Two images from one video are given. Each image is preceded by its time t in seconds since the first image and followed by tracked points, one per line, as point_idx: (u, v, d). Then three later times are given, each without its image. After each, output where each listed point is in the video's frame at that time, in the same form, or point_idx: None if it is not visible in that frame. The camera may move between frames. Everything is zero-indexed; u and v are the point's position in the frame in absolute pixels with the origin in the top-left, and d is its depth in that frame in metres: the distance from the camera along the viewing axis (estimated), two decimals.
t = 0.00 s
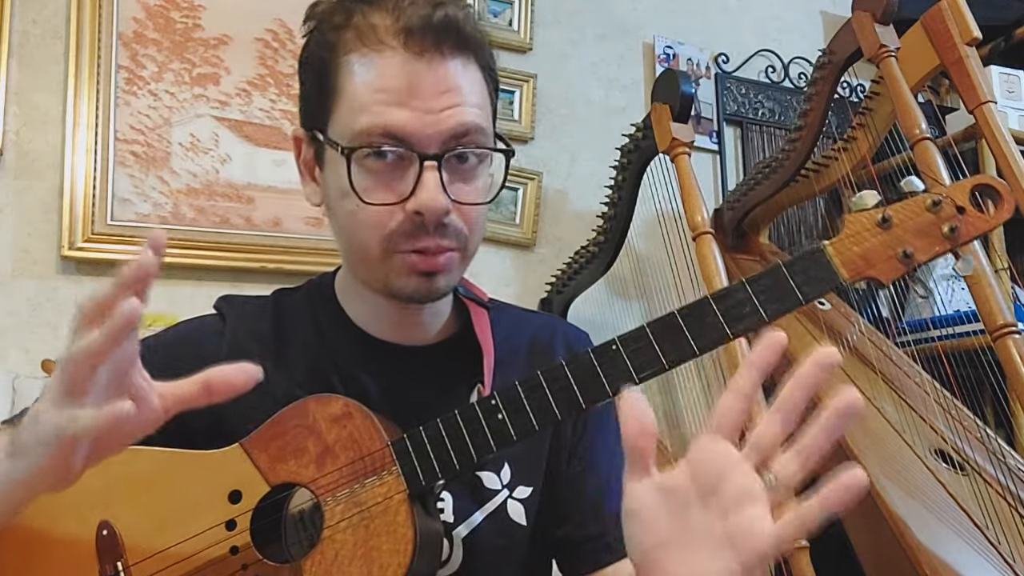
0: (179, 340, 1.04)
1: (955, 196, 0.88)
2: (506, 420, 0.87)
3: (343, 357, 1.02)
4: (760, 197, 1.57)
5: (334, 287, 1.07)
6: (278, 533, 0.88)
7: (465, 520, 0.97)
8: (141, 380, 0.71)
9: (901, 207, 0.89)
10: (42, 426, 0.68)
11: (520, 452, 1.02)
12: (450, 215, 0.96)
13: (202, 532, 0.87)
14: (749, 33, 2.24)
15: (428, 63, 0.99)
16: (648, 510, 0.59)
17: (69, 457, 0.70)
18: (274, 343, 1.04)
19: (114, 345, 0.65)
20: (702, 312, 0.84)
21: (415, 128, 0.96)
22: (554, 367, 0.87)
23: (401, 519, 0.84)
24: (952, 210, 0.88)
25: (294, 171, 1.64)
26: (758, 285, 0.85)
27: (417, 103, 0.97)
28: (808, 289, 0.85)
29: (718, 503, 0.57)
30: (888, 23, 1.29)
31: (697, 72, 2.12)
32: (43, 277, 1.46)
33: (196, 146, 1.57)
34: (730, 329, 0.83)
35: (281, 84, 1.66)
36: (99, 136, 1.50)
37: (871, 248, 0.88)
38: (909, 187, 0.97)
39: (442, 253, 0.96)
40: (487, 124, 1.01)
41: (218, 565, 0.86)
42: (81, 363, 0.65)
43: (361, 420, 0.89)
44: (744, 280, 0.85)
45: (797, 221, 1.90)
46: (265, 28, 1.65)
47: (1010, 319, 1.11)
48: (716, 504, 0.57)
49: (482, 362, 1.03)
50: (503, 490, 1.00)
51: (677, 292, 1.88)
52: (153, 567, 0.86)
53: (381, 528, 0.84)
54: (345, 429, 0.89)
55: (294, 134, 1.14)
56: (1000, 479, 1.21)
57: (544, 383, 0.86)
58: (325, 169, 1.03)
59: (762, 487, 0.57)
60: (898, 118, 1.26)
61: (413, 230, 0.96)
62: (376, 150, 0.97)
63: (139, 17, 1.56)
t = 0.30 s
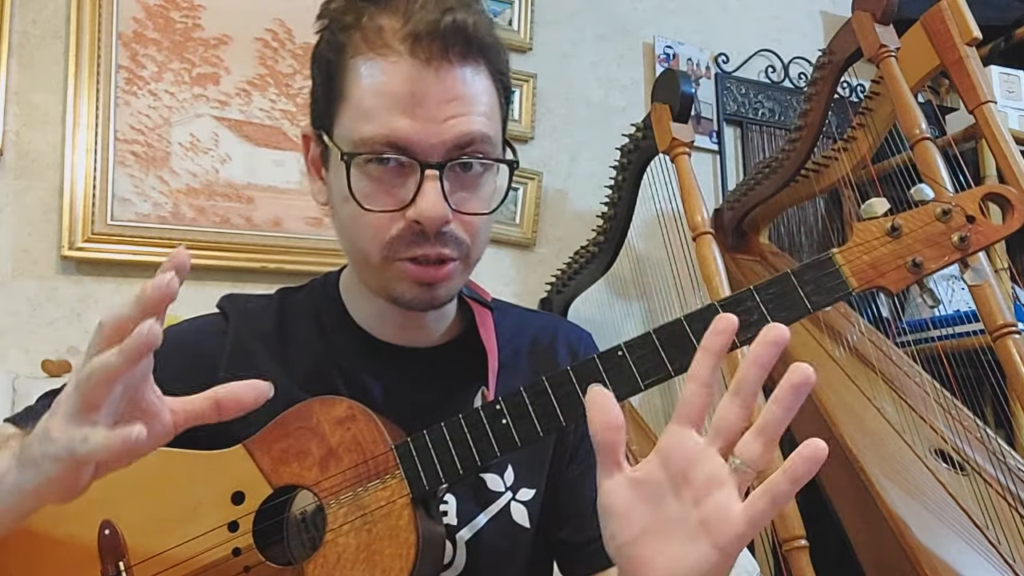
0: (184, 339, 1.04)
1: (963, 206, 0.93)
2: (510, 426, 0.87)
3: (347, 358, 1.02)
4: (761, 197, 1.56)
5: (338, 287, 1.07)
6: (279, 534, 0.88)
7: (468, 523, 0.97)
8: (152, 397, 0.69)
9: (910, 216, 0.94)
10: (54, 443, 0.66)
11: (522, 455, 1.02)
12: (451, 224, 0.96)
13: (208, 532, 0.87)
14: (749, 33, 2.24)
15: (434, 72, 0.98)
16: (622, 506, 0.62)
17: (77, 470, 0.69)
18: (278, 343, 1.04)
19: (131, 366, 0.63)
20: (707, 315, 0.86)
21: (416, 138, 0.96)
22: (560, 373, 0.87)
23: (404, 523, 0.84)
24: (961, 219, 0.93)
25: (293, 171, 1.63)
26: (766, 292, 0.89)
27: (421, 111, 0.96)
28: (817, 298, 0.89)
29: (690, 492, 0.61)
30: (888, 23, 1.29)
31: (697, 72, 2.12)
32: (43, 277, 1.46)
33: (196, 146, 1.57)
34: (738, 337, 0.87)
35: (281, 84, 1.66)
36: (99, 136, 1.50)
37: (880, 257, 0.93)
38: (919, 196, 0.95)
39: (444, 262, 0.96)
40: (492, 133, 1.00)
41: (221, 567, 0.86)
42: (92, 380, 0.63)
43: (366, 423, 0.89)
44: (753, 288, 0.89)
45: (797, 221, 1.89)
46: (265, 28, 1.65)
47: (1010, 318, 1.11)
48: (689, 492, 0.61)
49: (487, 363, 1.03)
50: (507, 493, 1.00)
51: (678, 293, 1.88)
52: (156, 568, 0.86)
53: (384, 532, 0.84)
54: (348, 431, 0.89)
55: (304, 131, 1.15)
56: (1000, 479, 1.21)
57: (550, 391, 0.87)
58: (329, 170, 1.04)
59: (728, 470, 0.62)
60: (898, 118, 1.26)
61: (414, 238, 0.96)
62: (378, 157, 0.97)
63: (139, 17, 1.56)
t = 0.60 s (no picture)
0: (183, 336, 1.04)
1: (966, 206, 0.93)
2: (511, 427, 0.88)
3: (349, 358, 1.01)
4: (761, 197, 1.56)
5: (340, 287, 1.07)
6: (280, 534, 0.87)
7: (466, 523, 0.97)
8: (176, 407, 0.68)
9: (911, 216, 0.94)
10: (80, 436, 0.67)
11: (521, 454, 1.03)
12: (450, 214, 0.96)
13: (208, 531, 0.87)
14: (749, 33, 2.24)
15: (442, 63, 0.99)
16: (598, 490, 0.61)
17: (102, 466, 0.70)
18: (278, 342, 1.04)
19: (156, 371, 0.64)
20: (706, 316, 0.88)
21: (422, 127, 0.96)
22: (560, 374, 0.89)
23: (404, 524, 0.84)
24: (963, 220, 0.93)
25: (293, 171, 1.63)
26: (766, 292, 0.90)
27: (425, 102, 0.97)
28: (818, 299, 0.91)
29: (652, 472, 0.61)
30: (888, 23, 1.29)
31: (697, 73, 2.12)
32: (43, 277, 1.46)
33: (196, 146, 1.57)
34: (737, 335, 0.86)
35: (281, 84, 1.66)
36: (99, 136, 1.50)
37: (880, 258, 0.93)
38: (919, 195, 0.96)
39: (443, 253, 0.96)
40: (497, 131, 1.01)
41: (221, 567, 0.86)
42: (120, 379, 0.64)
43: (366, 423, 0.90)
44: (754, 288, 0.91)
45: (797, 221, 1.89)
46: (265, 28, 1.65)
47: (1010, 319, 1.11)
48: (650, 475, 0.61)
49: (486, 362, 1.04)
50: (506, 493, 1.00)
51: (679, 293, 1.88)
52: (155, 568, 0.86)
53: (385, 532, 0.84)
54: (348, 431, 0.89)
55: (310, 126, 1.14)
56: (1000, 479, 1.21)
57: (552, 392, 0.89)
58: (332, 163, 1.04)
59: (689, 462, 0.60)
60: (898, 119, 1.26)
61: (413, 228, 0.95)
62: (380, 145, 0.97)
63: (139, 17, 1.56)
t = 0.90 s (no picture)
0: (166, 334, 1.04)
1: (965, 167, 0.88)
2: (491, 417, 0.85)
3: (334, 356, 1.01)
4: (761, 197, 1.56)
5: (327, 281, 1.07)
6: (268, 533, 0.89)
7: (457, 520, 0.95)
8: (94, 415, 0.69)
9: (905, 181, 0.88)
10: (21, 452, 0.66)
11: (512, 449, 0.99)
12: (436, 182, 0.95)
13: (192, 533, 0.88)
14: (749, 33, 2.24)
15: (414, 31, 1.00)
16: None
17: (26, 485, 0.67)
18: (264, 340, 1.04)
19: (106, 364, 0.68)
20: (696, 300, 0.83)
21: (399, 96, 0.96)
22: (542, 361, 0.85)
23: (386, 520, 0.83)
24: (960, 182, 0.88)
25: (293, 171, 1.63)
26: (753, 270, 0.83)
27: (398, 69, 0.97)
28: (807, 274, 0.83)
29: None
30: (888, 23, 1.30)
31: (697, 72, 2.12)
32: (43, 277, 1.46)
33: (196, 146, 1.57)
34: (723, 316, 0.83)
35: (281, 85, 1.66)
36: (99, 136, 1.50)
37: (876, 225, 0.86)
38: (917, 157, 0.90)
39: (431, 222, 0.94)
40: (470, 97, 1.01)
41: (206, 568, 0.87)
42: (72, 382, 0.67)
43: (344, 418, 0.89)
44: (739, 266, 0.84)
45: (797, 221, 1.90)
46: (265, 28, 1.65)
47: (1010, 318, 1.11)
48: None
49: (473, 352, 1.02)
50: (498, 490, 0.97)
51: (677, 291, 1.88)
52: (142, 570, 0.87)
53: (366, 530, 0.83)
54: (329, 427, 0.89)
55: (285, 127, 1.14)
56: (1000, 479, 1.21)
57: (532, 380, 0.85)
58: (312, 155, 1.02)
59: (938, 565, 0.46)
60: (898, 118, 1.26)
61: (398, 198, 0.94)
62: (359, 122, 0.97)
63: (139, 17, 1.56)
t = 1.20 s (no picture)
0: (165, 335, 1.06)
1: (953, 162, 0.90)
2: (490, 412, 0.86)
3: (331, 357, 1.02)
4: (761, 197, 1.56)
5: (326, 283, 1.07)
6: (268, 530, 0.87)
7: (453, 522, 0.97)
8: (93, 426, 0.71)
9: (894, 176, 0.90)
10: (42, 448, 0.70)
11: (508, 452, 1.02)
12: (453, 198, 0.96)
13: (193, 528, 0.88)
14: (749, 33, 2.24)
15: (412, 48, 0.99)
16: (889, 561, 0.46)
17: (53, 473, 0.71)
18: (264, 342, 1.06)
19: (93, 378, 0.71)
20: (689, 292, 0.87)
21: (410, 113, 0.96)
22: (538, 355, 0.89)
23: (386, 514, 0.83)
24: (950, 175, 0.90)
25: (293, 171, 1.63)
26: (747, 264, 0.87)
27: (408, 86, 0.96)
28: (801, 267, 0.87)
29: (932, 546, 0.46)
30: (888, 23, 1.30)
31: (697, 73, 2.12)
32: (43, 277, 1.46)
33: (196, 146, 1.57)
34: (717, 310, 0.86)
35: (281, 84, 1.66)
36: (99, 136, 1.50)
37: (867, 221, 0.89)
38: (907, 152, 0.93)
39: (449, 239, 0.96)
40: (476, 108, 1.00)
41: (207, 563, 0.87)
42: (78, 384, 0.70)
43: (343, 414, 0.88)
44: (733, 260, 0.87)
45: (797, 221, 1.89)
46: (265, 28, 1.65)
47: (1010, 318, 1.11)
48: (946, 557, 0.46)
49: (476, 354, 1.03)
50: (494, 493, 0.99)
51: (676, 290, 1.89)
52: (143, 566, 0.87)
53: (365, 524, 0.83)
54: (328, 424, 0.88)
55: (273, 136, 1.13)
56: (1000, 479, 1.21)
57: (528, 373, 0.88)
58: (316, 167, 1.02)
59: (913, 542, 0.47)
60: (898, 118, 1.26)
61: (419, 217, 0.95)
62: (372, 138, 0.97)
63: (139, 17, 1.56)
